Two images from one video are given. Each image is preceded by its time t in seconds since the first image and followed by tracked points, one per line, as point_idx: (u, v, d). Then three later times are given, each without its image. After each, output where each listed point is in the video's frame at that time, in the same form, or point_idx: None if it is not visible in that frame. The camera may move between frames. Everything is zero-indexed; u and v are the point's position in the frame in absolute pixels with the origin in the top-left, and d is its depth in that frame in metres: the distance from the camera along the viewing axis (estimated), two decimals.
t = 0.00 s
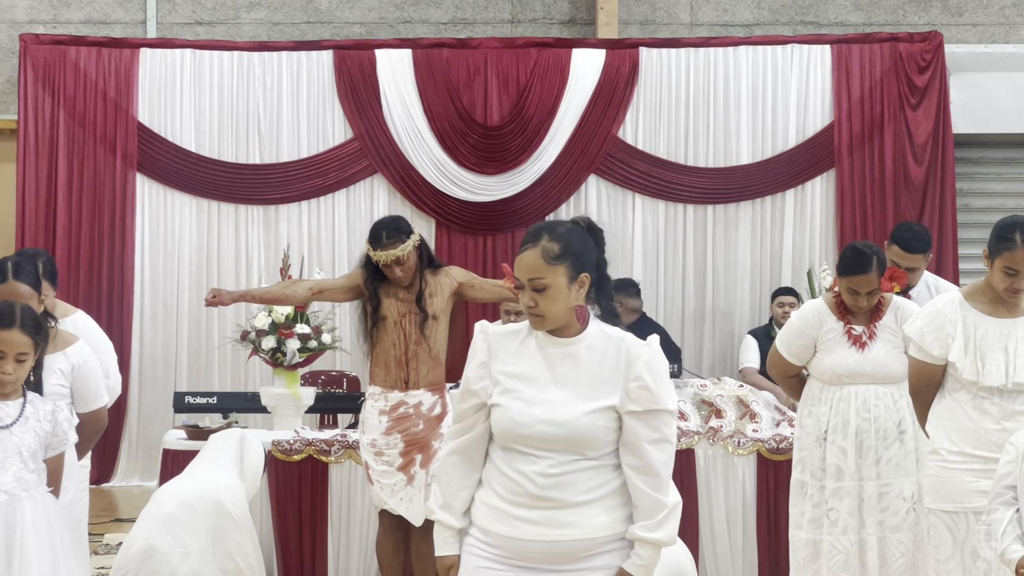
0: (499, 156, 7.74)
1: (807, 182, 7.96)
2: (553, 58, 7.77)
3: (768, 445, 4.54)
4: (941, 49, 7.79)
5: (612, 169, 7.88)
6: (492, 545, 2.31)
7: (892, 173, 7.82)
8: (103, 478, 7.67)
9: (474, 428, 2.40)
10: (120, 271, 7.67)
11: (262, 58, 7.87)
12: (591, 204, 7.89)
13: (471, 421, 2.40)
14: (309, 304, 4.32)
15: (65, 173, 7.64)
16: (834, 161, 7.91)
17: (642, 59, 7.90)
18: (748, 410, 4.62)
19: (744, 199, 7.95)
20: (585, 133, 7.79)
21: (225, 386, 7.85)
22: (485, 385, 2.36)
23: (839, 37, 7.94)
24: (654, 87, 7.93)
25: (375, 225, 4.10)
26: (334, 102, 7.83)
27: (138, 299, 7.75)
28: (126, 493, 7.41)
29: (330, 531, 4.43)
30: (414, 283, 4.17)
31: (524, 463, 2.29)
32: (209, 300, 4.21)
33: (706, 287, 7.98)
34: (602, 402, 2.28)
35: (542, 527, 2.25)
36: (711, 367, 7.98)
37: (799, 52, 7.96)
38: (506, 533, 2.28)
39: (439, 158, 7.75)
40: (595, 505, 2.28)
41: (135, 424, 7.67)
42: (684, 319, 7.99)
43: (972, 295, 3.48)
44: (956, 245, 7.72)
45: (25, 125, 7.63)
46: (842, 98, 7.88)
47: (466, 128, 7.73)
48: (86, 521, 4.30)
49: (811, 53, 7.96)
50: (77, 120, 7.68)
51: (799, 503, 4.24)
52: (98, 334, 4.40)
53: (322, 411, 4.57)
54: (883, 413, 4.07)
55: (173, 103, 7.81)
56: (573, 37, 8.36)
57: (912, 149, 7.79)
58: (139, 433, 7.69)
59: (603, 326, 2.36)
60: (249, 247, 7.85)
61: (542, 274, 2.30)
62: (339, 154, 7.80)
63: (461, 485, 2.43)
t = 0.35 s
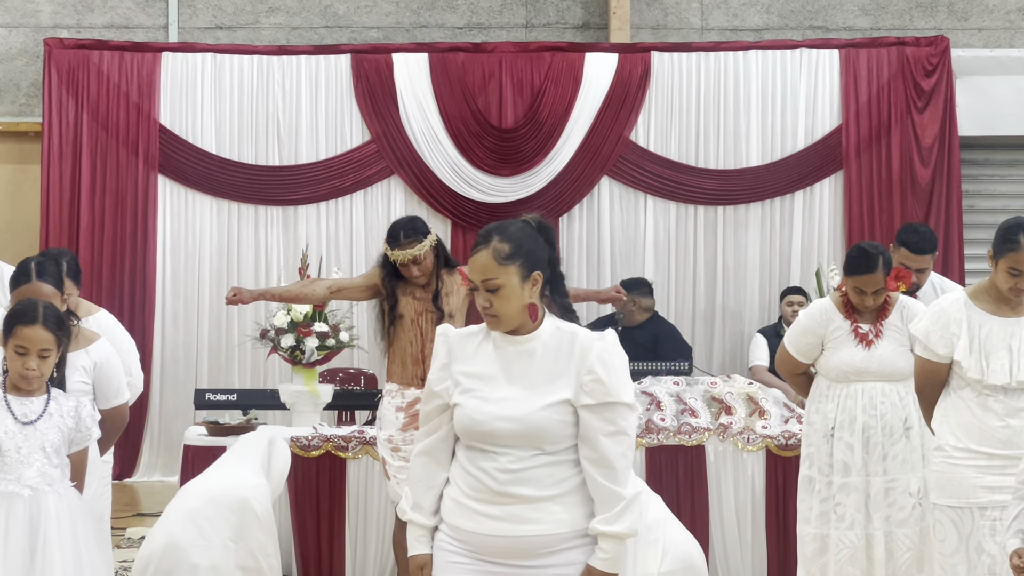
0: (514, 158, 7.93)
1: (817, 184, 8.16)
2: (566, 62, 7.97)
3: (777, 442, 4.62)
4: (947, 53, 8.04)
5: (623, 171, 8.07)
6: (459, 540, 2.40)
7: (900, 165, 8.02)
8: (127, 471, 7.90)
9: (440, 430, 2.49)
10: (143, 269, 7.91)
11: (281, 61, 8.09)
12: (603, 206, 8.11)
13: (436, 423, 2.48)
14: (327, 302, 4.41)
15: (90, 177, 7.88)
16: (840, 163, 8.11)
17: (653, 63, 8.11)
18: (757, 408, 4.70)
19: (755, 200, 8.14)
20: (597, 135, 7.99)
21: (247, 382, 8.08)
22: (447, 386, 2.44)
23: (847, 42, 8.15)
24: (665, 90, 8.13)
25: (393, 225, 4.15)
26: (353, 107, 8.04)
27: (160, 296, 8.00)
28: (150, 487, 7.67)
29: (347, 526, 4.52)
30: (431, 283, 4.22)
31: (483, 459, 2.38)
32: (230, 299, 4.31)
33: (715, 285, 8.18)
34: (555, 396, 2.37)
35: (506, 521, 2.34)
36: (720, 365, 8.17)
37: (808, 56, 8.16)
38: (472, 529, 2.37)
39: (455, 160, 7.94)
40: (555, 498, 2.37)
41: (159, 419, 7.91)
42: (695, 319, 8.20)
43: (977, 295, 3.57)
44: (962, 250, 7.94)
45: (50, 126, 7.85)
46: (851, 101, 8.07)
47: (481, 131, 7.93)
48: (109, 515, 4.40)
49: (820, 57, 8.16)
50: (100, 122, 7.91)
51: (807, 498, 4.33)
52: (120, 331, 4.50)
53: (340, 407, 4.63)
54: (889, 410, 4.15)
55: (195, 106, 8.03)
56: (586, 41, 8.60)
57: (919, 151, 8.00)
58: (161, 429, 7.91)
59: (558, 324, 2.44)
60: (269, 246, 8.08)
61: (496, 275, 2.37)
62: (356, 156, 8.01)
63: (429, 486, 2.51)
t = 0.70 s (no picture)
0: (526, 160, 8.13)
1: (823, 184, 8.34)
2: (577, 67, 8.18)
3: (781, 436, 4.76)
4: (947, 58, 8.25)
5: (632, 172, 8.25)
6: (445, 533, 2.45)
7: (901, 171, 8.22)
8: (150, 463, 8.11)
9: (423, 428, 2.53)
10: (165, 268, 8.11)
11: (300, 66, 8.30)
12: (613, 206, 8.29)
13: (418, 421, 2.53)
14: (346, 300, 4.55)
15: (115, 179, 8.09)
16: (845, 165, 8.30)
17: (662, 68, 8.31)
18: (762, 402, 4.81)
19: (761, 201, 8.32)
20: (607, 138, 8.19)
21: (266, 378, 8.24)
22: (426, 385, 2.49)
23: (850, 48, 8.35)
24: (673, 93, 8.33)
25: (410, 224, 4.25)
26: (370, 109, 8.25)
27: (182, 293, 8.18)
28: (171, 479, 7.88)
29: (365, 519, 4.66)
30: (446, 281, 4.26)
31: (462, 452, 2.43)
32: (251, 296, 4.43)
33: (723, 283, 8.34)
34: (529, 387, 2.40)
35: (487, 511, 2.39)
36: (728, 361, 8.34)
37: (812, 61, 8.37)
38: (456, 521, 2.42)
39: (469, 161, 8.15)
40: (535, 487, 2.41)
41: (180, 415, 8.10)
42: (702, 315, 8.35)
43: (976, 293, 3.70)
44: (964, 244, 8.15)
45: (76, 129, 8.07)
46: (854, 105, 8.28)
47: (495, 134, 8.14)
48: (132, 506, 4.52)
49: (824, 62, 8.37)
50: (125, 125, 8.13)
51: (809, 490, 4.46)
52: (144, 328, 4.62)
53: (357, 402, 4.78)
54: (890, 405, 4.29)
55: (216, 109, 8.23)
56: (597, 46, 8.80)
57: (920, 153, 8.21)
58: (184, 423, 8.10)
59: (530, 316, 2.46)
60: (291, 245, 8.23)
61: (463, 276, 2.38)
62: (373, 158, 8.21)
63: (416, 484, 2.55)
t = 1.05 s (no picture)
0: (536, 158, 8.30)
1: (823, 183, 8.47)
2: (586, 66, 8.33)
3: (786, 427, 4.87)
4: (949, 58, 8.34)
5: (641, 170, 8.41)
6: (445, 527, 2.52)
7: (904, 168, 8.34)
8: (168, 454, 8.33)
9: (422, 425, 2.62)
10: (184, 265, 8.31)
11: (316, 66, 8.48)
12: (621, 201, 8.44)
13: (417, 419, 2.62)
14: (361, 294, 4.64)
15: (135, 176, 8.28)
16: (849, 161, 8.43)
17: (670, 67, 8.45)
18: (768, 394, 4.92)
19: (767, 197, 8.45)
20: (615, 138, 8.35)
21: (281, 369, 8.43)
22: (422, 383, 2.57)
23: (853, 48, 8.46)
24: (681, 91, 8.46)
25: (425, 219, 4.33)
26: (383, 107, 8.43)
27: (201, 288, 8.38)
28: (189, 470, 8.07)
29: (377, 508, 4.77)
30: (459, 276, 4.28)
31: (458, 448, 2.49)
32: (268, 289, 4.54)
33: (729, 279, 8.50)
34: (519, 382, 2.46)
35: (482, 504, 2.45)
36: (735, 355, 8.50)
37: (816, 61, 8.49)
38: (454, 514, 2.49)
39: (481, 159, 8.33)
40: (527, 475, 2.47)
41: (198, 407, 8.33)
42: (709, 309, 8.51)
43: (977, 287, 3.79)
44: (963, 239, 8.25)
45: (96, 126, 8.29)
46: (856, 105, 8.40)
47: (506, 132, 8.30)
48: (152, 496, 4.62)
49: (827, 62, 8.48)
50: (144, 123, 8.32)
51: (813, 480, 4.56)
52: (162, 322, 4.73)
53: (371, 395, 4.82)
54: (893, 397, 4.39)
55: (233, 107, 8.43)
56: (607, 45, 8.95)
57: (922, 151, 8.33)
58: (201, 415, 8.31)
59: (517, 310, 2.52)
60: (305, 242, 8.47)
61: (459, 281, 2.42)
62: (387, 155, 8.40)
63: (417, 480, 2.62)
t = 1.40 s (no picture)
0: (544, 152, 8.50)
1: (828, 177, 8.63)
2: (593, 62, 8.53)
3: (791, 419, 4.91)
4: (952, 54, 8.50)
5: (647, 164, 8.60)
6: (447, 521, 2.57)
7: (906, 162, 8.49)
8: (182, 444, 8.57)
9: (421, 420, 2.62)
10: (197, 259, 8.54)
11: (327, 62, 8.71)
12: (628, 196, 8.64)
13: (416, 416, 2.62)
14: (371, 287, 4.69)
15: (149, 171, 8.52)
16: (853, 157, 8.59)
17: (675, 64, 8.63)
18: (772, 386, 4.98)
19: (770, 191, 8.63)
20: (622, 132, 8.53)
21: (293, 361, 8.69)
22: (420, 380, 2.59)
23: (857, 44, 8.61)
24: (686, 87, 8.65)
25: (433, 214, 4.35)
26: (394, 103, 8.66)
27: (212, 281, 8.63)
28: (202, 460, 8.30)
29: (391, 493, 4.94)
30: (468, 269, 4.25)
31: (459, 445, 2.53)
32: (280, 282, 4.60)
33: (734, 272, 8.67)
34: (521, 379, 2.50)
35: (485, 500, 2.49)
36: (739, 346, 8.67)
37: (820, 57, 8.65)
38: (457, 509, 2.53)
39: (489, 154, 8.53)
40: (530, 472, 2.51)
41: (211, 398, 8.57)
42: (714, 303, 8.69)
43: (979, 280, 3.84)
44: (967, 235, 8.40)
45: (110, 120, 8.52)
46: (860, 99, 8.56)
47: (514, 127, 8.50)
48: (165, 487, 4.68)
49: (831, 58, 8.65)
50: (158, 118, 8.55)
51: (817, 471, 4.62)
52: (175, 314, 4.79)
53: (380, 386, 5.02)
54: (895, 388, 4.45)
55: (246, 103, 8.66)
56: (613, 42, 9.14)
57: (924, 145, 8.46)
58: (215, 405, 8.57)
59: (517, 307, 2.55)
60: (316, 234, 8.71)
61: (475, 279, 2.44)
62: (397, 150, 8.62)
63: (418, 473, 2.65)
